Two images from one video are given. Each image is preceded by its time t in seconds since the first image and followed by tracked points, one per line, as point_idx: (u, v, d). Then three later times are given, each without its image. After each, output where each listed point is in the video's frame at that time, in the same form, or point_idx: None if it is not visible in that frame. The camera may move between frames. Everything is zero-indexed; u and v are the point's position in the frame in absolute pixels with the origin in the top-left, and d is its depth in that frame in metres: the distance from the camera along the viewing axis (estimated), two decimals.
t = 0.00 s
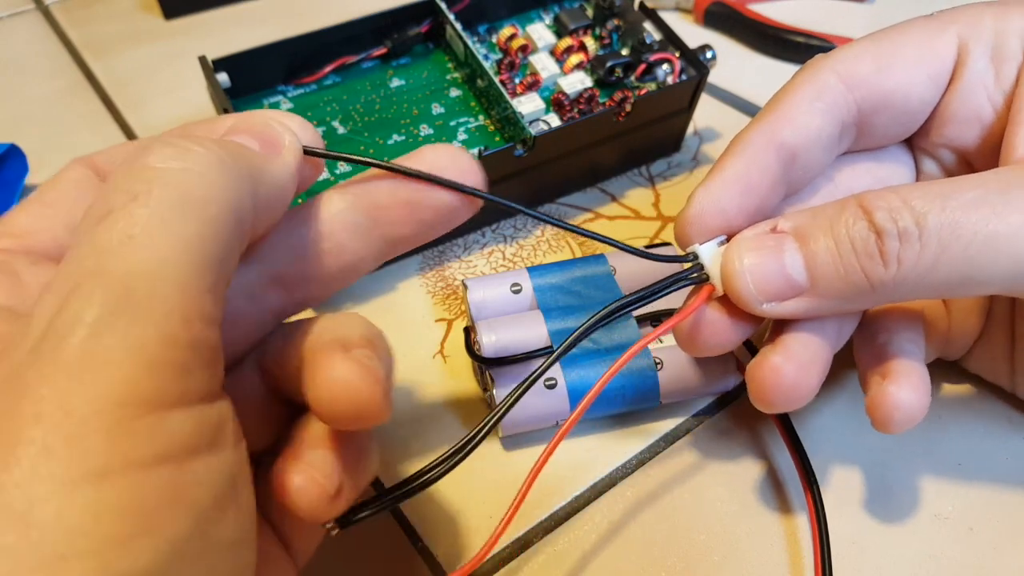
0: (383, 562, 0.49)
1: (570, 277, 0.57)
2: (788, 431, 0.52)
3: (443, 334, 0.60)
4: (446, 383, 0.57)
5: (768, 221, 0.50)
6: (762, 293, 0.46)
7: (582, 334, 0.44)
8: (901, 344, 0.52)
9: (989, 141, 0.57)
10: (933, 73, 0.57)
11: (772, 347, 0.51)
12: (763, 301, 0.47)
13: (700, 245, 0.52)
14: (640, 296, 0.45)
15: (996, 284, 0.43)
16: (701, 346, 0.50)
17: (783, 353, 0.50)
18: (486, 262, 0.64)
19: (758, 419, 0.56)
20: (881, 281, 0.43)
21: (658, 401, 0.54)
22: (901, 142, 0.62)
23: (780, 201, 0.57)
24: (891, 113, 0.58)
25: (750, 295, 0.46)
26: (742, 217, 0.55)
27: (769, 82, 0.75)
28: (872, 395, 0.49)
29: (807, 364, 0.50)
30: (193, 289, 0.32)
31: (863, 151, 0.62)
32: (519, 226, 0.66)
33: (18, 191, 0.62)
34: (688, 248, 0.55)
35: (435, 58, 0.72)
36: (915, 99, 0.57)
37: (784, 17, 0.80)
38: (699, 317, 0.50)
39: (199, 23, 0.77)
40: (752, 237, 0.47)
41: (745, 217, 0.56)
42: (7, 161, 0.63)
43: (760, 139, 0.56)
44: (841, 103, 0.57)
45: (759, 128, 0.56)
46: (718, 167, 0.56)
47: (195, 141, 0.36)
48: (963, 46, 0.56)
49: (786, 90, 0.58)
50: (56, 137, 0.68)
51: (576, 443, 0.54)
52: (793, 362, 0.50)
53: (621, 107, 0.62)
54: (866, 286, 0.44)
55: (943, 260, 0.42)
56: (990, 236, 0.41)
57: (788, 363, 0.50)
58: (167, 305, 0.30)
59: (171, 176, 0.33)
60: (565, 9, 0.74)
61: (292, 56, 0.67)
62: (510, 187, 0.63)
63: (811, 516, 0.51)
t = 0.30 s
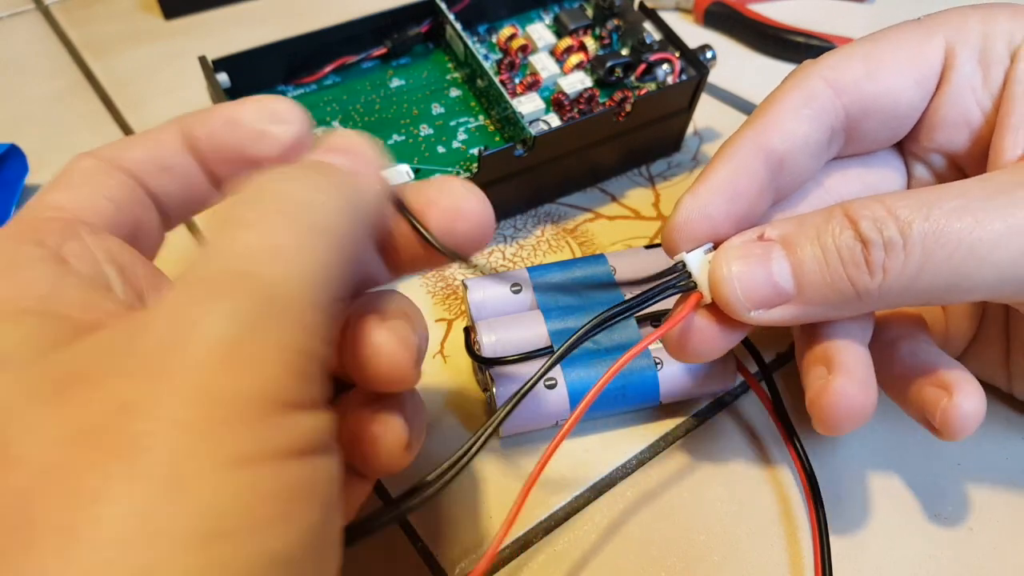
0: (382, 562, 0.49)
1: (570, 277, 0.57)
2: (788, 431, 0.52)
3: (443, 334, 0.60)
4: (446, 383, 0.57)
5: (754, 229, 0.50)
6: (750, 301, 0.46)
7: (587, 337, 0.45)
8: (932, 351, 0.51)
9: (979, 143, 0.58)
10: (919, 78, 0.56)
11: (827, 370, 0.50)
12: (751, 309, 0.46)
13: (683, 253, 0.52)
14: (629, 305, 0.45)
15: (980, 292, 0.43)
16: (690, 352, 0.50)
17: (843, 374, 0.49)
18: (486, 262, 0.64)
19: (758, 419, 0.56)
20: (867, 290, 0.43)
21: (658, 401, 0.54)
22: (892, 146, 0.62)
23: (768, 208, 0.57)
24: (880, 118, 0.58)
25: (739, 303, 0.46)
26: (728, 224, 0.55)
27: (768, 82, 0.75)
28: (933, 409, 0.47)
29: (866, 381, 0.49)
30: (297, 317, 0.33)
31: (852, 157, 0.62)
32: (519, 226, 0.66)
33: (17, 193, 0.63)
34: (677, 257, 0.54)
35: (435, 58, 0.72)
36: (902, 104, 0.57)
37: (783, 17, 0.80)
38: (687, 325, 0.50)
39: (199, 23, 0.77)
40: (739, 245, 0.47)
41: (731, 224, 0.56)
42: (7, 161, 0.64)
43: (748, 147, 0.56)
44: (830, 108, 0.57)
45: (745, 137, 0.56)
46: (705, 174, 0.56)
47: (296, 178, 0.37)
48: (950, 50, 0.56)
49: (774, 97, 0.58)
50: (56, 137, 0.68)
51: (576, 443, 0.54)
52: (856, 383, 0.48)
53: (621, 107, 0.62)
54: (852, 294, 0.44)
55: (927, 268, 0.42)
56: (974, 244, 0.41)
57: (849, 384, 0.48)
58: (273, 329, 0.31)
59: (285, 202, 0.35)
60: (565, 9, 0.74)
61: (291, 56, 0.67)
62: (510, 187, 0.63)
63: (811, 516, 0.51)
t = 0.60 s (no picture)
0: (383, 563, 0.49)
1: (571, 278, 0.57)
2: (788, 431, 0.52)
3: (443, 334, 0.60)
4: (447, 383, 0.57)
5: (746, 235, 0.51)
6: (742, 306, 0.46)
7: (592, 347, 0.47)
8: (926, 355, 0.51)
9: (970, 148, 0.57)
10: (911, 83, 0.56)
11: (821, 373, 0.50)
12: (743, 313, 0.46)
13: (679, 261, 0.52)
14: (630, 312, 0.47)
15: (972, 295, 0.43)
16: (686, 360, 0.50)
17: (836, 378, 0.49)
18: (486, 262, 0.64)
19: (757, 420, 0.56)
20: (858, 293, 0.43)
21: (658, 401, 0.54)
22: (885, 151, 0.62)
23: (760, 215, 0.58)
24: (872, 124, 0.58)
25: (731, 308, 0.46)
26: (719, 230, 0.56)
27: (768, 82, 0.75)
28: (927, 411, 0.47)
29: (862, 384, 0.49)
30: (348, 351, 0.36)
31: (846, 162, 0.62)
32: (519, 226, 0.66)
33: (16, 194, 0.63)
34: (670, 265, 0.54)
35: (435, 59, 0.72)
36: (891, 108, 0.57)
37: (784, 17, 0.80)
38: (683, 333, 0.50)
39: (199, 23, 0.77)
40: (731, 251, 0.47)
41: (722, 230, 0.56)
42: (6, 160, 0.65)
43: (738, 156, 0.56)
44: (821, 117, 0.57)
45: (737, 146, 0.57)
46: (698, 181, 0.56)
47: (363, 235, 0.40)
48: (940, 55, 0.56)
49: (766, 104, 0.58)
50: (56, 137, 0.68)
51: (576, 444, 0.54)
52: (848, 386, 0.48)
53: (621, 107, 0.62)
54: (844, 297, 0.44)
55: (918, 271, 0.42)
56: (964, 247, 0.41)
57: (843, 386, 0.48)
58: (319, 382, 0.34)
59: (357, 257, 0.38)
60: (565, 9, 0.74)
61: (291, 56, 0.67)
62: (510, 187, 0.63)
63: (811, 515, 0.51)
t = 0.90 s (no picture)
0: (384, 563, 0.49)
1: (570, 278, 0.57)
2: (789, 431, 0.52)
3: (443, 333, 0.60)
4: (447, 383, 0.57)
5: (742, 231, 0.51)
6: (739, 301, 0.46)
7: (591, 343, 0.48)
8: (925, 350, 0.51)
9: (967, 146, 0.57)
10: (907, 82, 0.56)
11: (821, 367, 0.50)
12: (740, 308, 0.46)
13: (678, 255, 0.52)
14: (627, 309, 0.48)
15: (967, 291, 0.43)
16: (684, 354, 0.50)
17: (836, 371, 0.49)
18: (486, 262, 0.64)
19: (757, 419, 0.56)
20: (853, 289, 0.44)
21: (658, 401, 0.54)
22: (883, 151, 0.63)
23: (758, 211, 0.58)
24: (870, 123, 0.58)
25: (727, 304, 0.46)
26: (716, 225, 0.56)
27: (768, 82, 0.75)
28: (926, 405, 0.47)
29: (862, 378, 0.49)
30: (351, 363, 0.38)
31: (845, 160, 0.62)
32: (519, 227, 0.66)
33: (17, 194, 0.63)
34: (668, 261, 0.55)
35: (435, 58, 0.72)
36: (888, 108, 0.57)
37: (784, 17, 0.80)
38: (683, 326, 0.50)
39: (199, 23, 0.77)
40: (728, 247, 0.47)
41: (719, 227, 0.56)
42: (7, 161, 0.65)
43: (737, 152, 0.56)
44: (819, 114, 0.57)
45: (734, 144, 0.57)
46: (696, 177, 0.56)
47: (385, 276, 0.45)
48: (937, 54, 0.56)
49: (764, 103, 0.58)
50: (56, 136, 0.68)
51: (576, 443, 0.54)
52: (848, 380, 0.48)
53: (621, 107, 0.62)
54: (839, 294, 0.44)
55: (912, 268, 0.42)
56: (958, 244, 0.41)
57: (844, 379, 0.48)
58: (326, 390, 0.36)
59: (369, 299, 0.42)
60: (565, 9, 0.74)
61: (292, 56, 0.67)
62: (511, 187, 0.63)
63: (811, 515, 0.51)
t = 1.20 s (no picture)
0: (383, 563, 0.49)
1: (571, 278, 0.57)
2: (788, 431, 0.52)
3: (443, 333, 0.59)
4: (446, 383, 0.57)
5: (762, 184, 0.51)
6: (758, 250, 0.47)
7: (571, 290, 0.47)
8: (932, 318, 0.52)
9: (982, 125, 0.60)
10: (926, 59, 0.58)
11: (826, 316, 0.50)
12: (757, 257, 0.47)
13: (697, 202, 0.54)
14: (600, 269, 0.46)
15: (978, 250, 0.46)
16: (692, 303, 0.51)
17: (840, 320, 0.49)
18: (486, 262, 0.64)
19: (757, 418, 0.56)
20: (872, 241, 0.45)
21: (657, 401, 0.54)
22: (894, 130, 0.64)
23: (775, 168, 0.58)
24: (887, 94, 0.60)
25: (744, 250, 0.47)
26: (737, 175, 0.56)
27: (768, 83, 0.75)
28: (925, 365, 0.47)
29: (865, 329, 0.49)
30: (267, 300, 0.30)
31: (857, 134, 0.63)
32: (519, 226, 0.66)
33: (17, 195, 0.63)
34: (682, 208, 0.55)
35: (435, 58, 0.72)
36: (906, 80, 0.59)
37: (784, 17, 0.80)
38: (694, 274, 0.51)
39: (199, 24, 0.77)
40: (749, 196, 0.47)
41: (739, 178, 0.56)
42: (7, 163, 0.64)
43: (761, 108, 0.57)
44: (841, 78, 0.58)
45: (759, 100, 0.57)
46: (719, 129, 0.57)
47: (261, 131, 0.32)
48: (956, 34, 0.58)
49: (788, 65, 0.59)
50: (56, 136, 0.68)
51: (576, 443, 0.54)
52: (850, 328, 0.49)
53: (621, 107, 0.62)
54: (858, 245, 0.46)
55: (930, 222, 0.44)
56: (976, 198, 0.43)
57: (846, 327, 0.49)
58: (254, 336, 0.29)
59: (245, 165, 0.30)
60: (565, 9, 0.74)
61: (292, 56, 0.67)
62: (511, 187, 0.63)
63: (811, 515, 0.51)
